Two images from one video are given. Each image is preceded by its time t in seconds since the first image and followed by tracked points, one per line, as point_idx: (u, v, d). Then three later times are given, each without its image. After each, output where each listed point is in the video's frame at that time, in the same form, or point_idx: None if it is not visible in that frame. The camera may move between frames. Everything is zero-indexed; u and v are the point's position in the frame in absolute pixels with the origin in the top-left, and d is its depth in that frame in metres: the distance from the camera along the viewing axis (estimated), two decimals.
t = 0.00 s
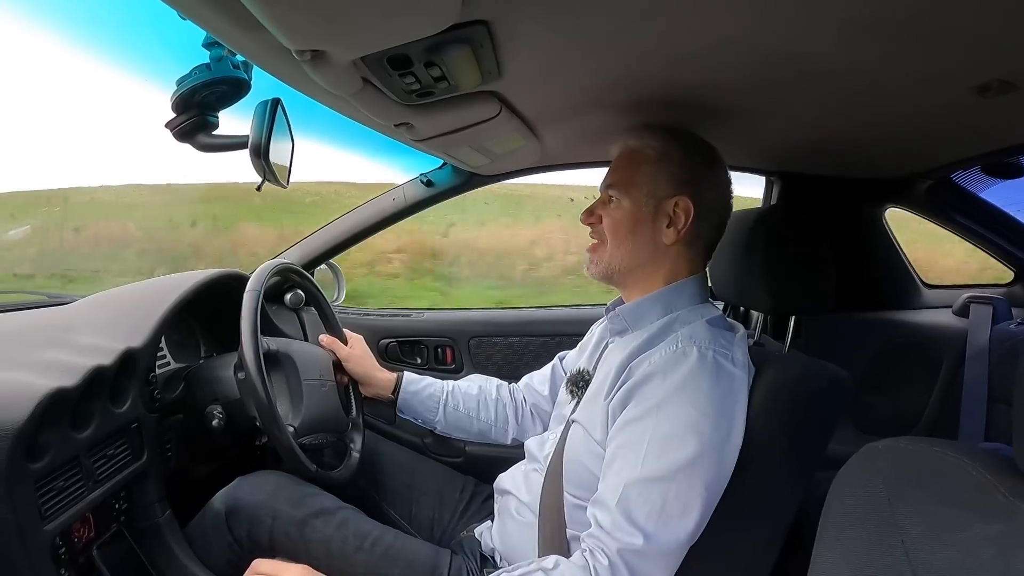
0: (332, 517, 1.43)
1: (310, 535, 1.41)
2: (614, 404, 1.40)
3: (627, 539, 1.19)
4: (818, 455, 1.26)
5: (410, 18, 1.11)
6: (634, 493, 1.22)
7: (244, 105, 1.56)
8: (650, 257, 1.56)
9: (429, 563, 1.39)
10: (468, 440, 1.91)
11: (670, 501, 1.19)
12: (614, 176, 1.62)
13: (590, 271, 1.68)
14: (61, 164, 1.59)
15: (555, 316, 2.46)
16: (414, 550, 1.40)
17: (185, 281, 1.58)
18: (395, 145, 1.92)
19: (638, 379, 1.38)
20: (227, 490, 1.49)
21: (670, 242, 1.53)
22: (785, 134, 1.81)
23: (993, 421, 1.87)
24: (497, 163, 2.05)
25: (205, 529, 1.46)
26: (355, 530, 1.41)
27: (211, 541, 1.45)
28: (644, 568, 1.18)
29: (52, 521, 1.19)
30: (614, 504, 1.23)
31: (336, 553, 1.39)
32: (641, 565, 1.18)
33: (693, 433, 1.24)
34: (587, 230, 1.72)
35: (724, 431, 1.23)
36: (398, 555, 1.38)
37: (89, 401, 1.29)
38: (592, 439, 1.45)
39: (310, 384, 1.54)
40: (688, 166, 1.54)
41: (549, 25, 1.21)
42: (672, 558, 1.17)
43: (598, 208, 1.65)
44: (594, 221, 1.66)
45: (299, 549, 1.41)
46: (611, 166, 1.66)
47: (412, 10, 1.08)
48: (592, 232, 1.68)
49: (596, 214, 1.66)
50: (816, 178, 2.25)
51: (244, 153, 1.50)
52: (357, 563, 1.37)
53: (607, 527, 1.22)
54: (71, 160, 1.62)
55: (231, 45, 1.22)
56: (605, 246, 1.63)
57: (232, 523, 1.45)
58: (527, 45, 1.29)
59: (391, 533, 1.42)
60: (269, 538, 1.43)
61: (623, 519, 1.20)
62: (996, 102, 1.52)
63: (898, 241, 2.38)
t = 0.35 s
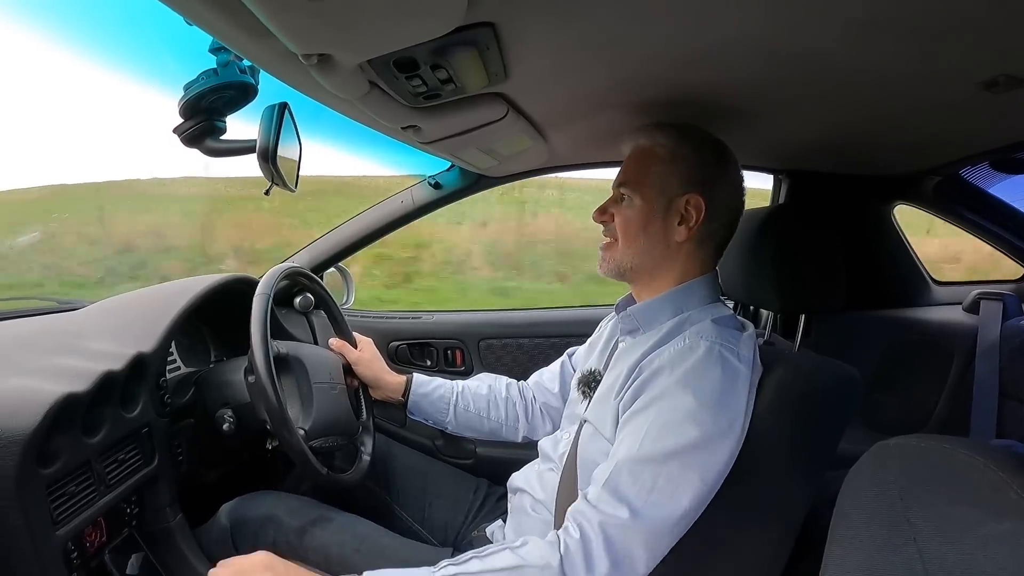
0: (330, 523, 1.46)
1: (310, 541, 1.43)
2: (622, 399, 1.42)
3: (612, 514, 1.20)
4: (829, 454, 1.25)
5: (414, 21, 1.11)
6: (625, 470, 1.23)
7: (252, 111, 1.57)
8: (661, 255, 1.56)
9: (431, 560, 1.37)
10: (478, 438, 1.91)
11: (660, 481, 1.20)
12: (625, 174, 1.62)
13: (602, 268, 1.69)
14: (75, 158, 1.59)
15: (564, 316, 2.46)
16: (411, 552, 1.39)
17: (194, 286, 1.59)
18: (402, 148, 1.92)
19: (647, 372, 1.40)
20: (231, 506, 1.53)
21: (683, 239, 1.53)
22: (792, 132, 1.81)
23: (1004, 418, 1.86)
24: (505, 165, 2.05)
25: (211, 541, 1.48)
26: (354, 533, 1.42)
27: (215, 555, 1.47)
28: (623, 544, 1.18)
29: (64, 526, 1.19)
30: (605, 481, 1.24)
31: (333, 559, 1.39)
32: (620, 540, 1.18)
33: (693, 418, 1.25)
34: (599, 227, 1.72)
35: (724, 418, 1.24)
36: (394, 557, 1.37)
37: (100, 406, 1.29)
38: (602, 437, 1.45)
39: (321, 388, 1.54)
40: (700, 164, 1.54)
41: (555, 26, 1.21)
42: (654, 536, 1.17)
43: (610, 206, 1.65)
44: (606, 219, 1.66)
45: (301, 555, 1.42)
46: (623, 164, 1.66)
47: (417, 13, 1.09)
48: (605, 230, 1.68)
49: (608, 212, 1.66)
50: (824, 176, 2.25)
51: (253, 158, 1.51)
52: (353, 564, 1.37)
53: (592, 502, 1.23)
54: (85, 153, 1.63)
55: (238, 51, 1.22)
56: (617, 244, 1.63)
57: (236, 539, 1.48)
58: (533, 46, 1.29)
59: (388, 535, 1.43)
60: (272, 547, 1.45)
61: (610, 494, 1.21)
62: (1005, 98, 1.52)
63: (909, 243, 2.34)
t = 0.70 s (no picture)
0: (326, 528, 1.51)
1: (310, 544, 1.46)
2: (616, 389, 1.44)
3: (575, 475, 1.21)
4: (834, 455, 1.25)
5: (420, 19, 1.11)
6: (600, 440, 1.25)
7: (258, 108, 1.57)
8: (667, 258, 1.56)
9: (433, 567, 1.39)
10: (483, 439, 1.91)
11: (631, 449, 1.22)
12: (630, 175, 1.62)
13: (607, 270, 1.69)
14: (81, 153, 1.61)
15: (568, 316, 2.46)
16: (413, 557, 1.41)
17: (199, 284, 1.59)
18: (408, 147, 1.92)
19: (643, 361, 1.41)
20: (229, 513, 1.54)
21: (687, 242, 1.53)
22: (798, 132, 1.81)
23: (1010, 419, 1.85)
24: (510, 164, 2.05)
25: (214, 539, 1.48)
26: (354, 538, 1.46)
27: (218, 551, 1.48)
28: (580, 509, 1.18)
29: (68, 522, 1.19)
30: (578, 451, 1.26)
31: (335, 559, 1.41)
32: (579, 504, 1.18)
33: (675, 400, 1.27)
34: (603, 228, 1.72)
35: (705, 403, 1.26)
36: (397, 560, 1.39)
37: (105, 403, 1.30)
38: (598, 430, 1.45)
39: (325, 386, 1.54)
40: (706, 165, 1.53)
41: (561, 25, 1.21)
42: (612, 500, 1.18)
43: (614, 208, 1.65)
44: (611, 221, 1.66)
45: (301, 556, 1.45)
46: (628, 165, 1.65)
47: (423, 12, 1.08)
48: (609, 231, 1.68)
49: (612, 214, 1.66)
50: (830, 175, 2.24)
51: (258, 155, 1.51)
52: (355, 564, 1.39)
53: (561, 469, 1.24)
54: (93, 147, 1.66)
55: (244, 49, 1.23)
56: (623, 246, 1.63)
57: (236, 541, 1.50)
58: (538, 45, 1.29)
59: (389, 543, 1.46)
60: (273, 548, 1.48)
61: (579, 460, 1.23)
62: (1013, 98, 1.51)
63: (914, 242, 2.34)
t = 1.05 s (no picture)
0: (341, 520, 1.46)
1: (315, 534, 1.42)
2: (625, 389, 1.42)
3: (614, 513, 1.18)
4: (838, 452, 1.25)
5: (422, 18, 1.11)
6: (629, 468, 1.22)
7: (261, 108, 1.58)
8: (666, 251, 1.56)
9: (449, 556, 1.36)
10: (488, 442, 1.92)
11: (663, 477, 1.19)
12: (625, 172, 1.62)
13: (608, 269, 1.69)
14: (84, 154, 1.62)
15: (572, 314, 2.46)
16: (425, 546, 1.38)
17: (202, 284, 1.59)
18: (411, 146, 1.93)
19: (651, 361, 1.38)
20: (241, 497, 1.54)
21: (684, 236, 1.53)
22: (800, 128, 1.81)
23: (1014, 415, 1.85)
24: (513, 161, 2.05)
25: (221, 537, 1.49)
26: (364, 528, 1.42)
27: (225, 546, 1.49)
28: (629, 545, 1.16)
29: (74, 523, 1.20)
30: (609, 481, 1.23)
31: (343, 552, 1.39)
32: (625, 541, 1.16)
33: (692, 412, 1.24)
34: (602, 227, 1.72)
35: (723, 412, 1.24)
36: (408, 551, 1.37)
37: (110, 403, 1.30)
38: (606, 425, 1.46)
39: (325, 382, 1.54)
40: (701, 159, 1.53)
41: (561, 23, 1.21)
42: (656, 531, 1.17)
43: (612, 205, 1.65)
44: (609, 219, 1.66)
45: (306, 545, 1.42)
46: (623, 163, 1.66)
47: (424, 11, 1.09)
48: (608, 229, 1.68)
49: (609, 211, 1.66)
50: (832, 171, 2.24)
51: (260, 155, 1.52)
52: (361, 553, 1.36)
53: (598, 502, 1.22)
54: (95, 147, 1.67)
55: (245, 49, 1.23)
56: (622, 244, 1.63)
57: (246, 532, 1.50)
58: (539, 43, 1.29)
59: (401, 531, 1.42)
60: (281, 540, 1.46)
61: (614, 495, 1.20)
62: (1015, 93, 1.51)
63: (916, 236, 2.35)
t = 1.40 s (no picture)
0: (346, 514, 1.45)
1: (324, 532, 1.42)
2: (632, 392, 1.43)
3: (620, 519, 1.20)
4: (840, 451, 1.25)
5: (424, 16, 1.11)
6: (633, 475, 1.23)
7: (263, 104, 1.58)
8: (672, 251, 1.56)
9: (450, 555, 1.38)
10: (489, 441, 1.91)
11: (666, 483, 1.20)
12: (633, 171, 1.61)
13: (613, 269, 1.68)
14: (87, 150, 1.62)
15: (574, 311, 2.46)
16: (428, 544, 1.39)
17: (205, 281, 1.60)
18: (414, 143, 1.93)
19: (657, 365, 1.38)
20: (245, 490, 1.52)
21: (691, 236, 1.53)
22: (803, 126, 1.80)
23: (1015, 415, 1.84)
24: (516, 159, 2.05)
25: (222, 530, 1.48)
26: (370, 527, 1.42)
27: (228, 539, 1.47)
28: (634, 549, 1.18)
29: (76, 519, 1.20)
30: (615, 486, 1.24)
31: (350, 550, 1.39)
32: (630, 546, 1.18)
33: (697, 418, 1.24)
34: (607, 226, 1.71)
35: (727, 417, 1.23)
36: (412, 550, 1.37)
37: (112, 400, 1.30)
38: (611, 429, 1.46)
39: (330, 379, 1.54)
40: (709, 159, 1.54)
41: (564, 21, 1.21)
42: (660, 536, 1.17)
43: (618, 204, 1.64)
44: (615, 217, 1.65)
45: (315, 544, 1.42)
46: (630, 162, 1.65)
47: (426, 8, 1.08)
48: (613, 228, 1.67)
49: (616, 210, 1.65)
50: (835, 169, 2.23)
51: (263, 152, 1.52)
52: (372, 557, 1.37)
53: (605, 507, 1.24)
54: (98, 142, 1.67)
55: (248, 46, 1.23)
56: (627, 243, 1.63)
57: (249, 524, 1.48)
58: (541, 41, 1.29)
59: (403, 529, 1.42)
60: (286, 535, 1.45)
61: (619, 500, 1.22)
62: (1018, 92, 1.50)
63: (921, 236, 2.35)
